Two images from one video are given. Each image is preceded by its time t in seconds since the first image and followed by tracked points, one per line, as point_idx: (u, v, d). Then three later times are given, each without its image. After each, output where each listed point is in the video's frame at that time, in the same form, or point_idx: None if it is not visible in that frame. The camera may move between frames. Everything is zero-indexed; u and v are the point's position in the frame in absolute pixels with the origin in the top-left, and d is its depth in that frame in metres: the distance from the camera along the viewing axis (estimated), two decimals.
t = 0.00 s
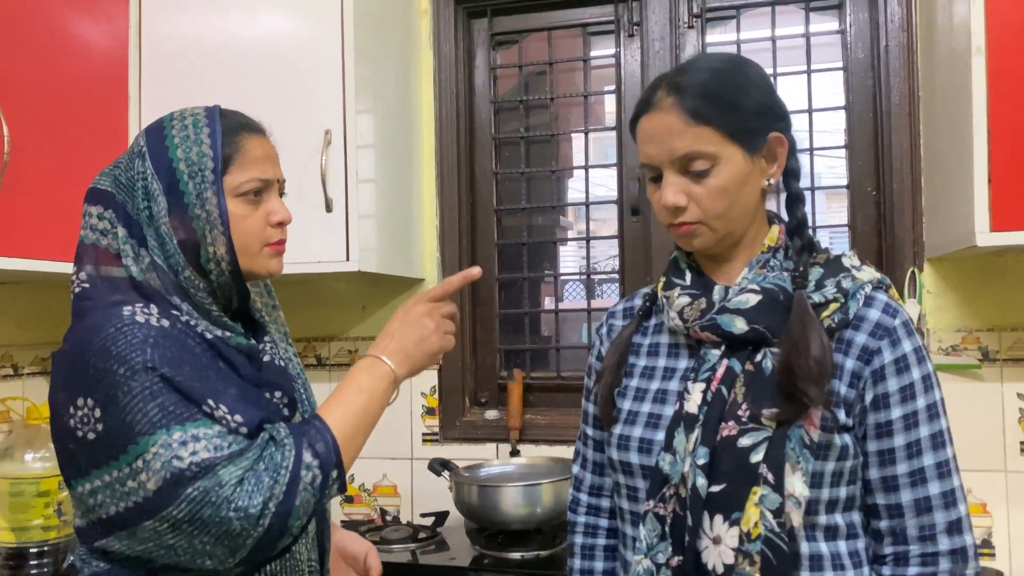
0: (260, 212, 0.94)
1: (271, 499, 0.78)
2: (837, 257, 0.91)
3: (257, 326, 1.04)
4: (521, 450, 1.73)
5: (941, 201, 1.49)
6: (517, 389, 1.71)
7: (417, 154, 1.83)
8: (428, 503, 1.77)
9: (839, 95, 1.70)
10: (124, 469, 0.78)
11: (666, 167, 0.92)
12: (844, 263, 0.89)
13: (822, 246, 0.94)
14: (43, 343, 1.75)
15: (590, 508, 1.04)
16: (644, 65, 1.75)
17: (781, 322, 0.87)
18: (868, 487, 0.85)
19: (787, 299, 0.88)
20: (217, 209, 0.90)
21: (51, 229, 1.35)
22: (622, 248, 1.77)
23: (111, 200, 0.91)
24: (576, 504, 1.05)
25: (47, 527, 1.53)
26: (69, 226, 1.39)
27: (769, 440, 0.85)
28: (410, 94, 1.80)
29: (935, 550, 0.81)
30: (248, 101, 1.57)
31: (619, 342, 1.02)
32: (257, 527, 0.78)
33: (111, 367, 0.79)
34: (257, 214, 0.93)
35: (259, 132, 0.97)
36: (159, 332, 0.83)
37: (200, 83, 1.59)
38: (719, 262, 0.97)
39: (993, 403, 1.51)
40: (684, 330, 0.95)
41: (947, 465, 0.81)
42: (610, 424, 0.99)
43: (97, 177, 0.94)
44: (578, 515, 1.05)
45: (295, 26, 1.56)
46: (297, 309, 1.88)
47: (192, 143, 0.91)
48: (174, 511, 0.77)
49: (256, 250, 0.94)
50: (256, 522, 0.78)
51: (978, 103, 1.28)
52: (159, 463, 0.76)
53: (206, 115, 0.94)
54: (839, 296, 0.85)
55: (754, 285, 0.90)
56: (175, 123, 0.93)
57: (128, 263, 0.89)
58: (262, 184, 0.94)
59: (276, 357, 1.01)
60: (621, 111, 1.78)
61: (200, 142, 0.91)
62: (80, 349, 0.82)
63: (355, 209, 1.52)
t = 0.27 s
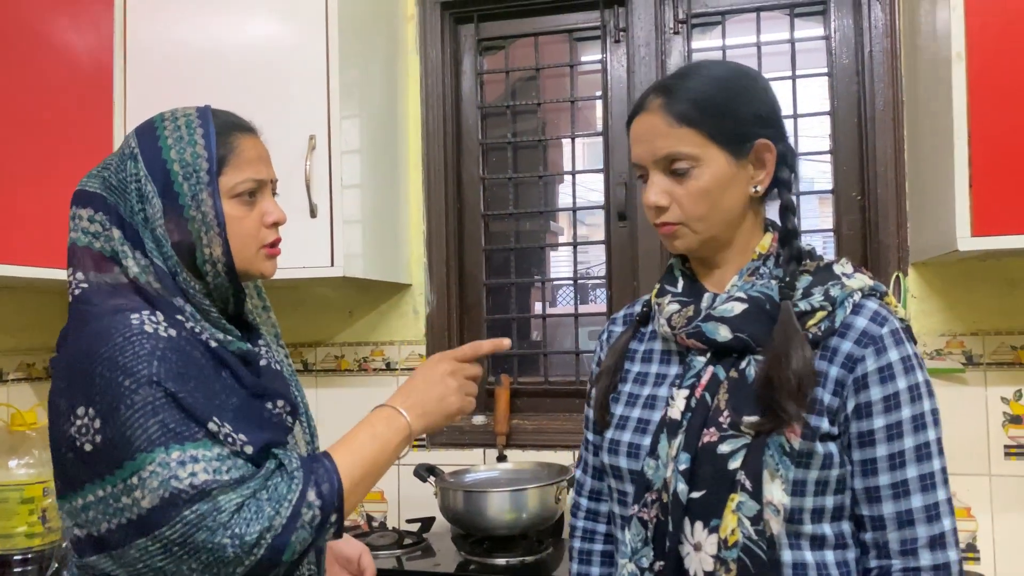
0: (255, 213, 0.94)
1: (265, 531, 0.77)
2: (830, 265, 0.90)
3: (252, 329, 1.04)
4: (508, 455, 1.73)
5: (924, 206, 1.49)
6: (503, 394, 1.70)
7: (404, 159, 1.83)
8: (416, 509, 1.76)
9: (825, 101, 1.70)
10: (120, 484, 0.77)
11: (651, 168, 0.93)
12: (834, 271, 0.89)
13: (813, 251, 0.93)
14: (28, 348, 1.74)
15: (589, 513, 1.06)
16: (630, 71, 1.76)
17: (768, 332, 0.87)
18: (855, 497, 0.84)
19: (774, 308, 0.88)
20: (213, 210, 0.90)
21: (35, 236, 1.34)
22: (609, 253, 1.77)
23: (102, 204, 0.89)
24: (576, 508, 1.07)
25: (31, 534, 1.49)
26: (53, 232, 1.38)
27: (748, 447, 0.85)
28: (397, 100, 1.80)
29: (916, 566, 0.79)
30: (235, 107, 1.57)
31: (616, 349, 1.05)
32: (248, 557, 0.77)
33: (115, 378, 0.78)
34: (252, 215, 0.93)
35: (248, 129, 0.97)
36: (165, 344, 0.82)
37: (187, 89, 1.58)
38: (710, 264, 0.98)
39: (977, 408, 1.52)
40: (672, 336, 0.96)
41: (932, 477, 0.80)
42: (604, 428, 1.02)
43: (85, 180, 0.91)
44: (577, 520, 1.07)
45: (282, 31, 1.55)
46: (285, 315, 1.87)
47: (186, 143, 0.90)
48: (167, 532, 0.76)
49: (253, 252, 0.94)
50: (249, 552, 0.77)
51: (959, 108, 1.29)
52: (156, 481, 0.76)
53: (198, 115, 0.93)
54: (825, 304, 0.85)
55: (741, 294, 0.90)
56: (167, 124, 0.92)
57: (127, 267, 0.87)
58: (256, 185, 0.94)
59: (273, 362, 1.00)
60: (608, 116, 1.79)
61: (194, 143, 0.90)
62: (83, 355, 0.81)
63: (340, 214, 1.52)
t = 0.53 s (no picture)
0: (272, 213, 0.95)
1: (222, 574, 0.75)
2: (831, 266, 0.90)
3: (257, 330, 1.06)
4: (503, 455, 1.73)
5: (918, 205, 1.50)
6: (499, 394, 1.70)
7: (398, 160, 1.83)
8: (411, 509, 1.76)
9: (818, 100, 1.71)
10: (101, 489, 0.76)
11: (645, 167, 0.94)
12: (834, 272, 0.88)
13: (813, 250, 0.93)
14: (23, 350, 1.73)
15: (591, 511, 1.07)
16: (625, 71, 1.76)
17: (764, 332, 0.87)
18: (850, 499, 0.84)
19: (770, 308, 0.88)
20: (230, 210, 0.90)
21: (29, 238, 1.33)
22: (604, 253, 1.77)
23: (117, 201, 0.89)
24: (579, 505, 1.09)
25: (26, 537, 1.48)
26: (47, 233, 1.37)
27: (739, 445, 0.85)
28: (391, 100, 1.80)
29: (909, 569, 0.79)
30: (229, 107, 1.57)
31: (619, 348, 1.07)
32: None
33: (130, 378, 0.77)
34: (269, 214, 0.94)
35: (265, 129, 0.97)
36: (186, 352, 0.81)
37: (182, 90, 1.58)
38: (710, 263, 0.99)
39: (970, 407, 1.53)
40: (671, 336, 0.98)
41: (927, 481, 0.79)
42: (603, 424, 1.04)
43: (99, 176, 0.91)
44: (580, 517, 1.08)
45: (278, 32, 1.55)
46: (279, 316, 1.87)
47: (204, 142, 0.90)
48: (132, 551, 0.74)
49: (269, 251, 0.95)
50: None
51: (952, 107, 1.29)
52: (136, 494, 0.74)
53: (215, 114, 0.93)
54: (823, 305, 0.84)
55: (738, 293, 0.91)
56: (185, 121, 0.91)
57: (143, 264, 0.87)
58: (273, 184, 0.95)
59: (277, 361, 1.02)
60: (602, 116, 1.79)
61: (212, 142, 0.90)
62: (96, 350, 0.79)
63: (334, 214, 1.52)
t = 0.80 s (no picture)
0: (276, 213, 0.95)
1: None
2: (834, 261, 0.89)
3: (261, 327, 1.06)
4: (506, 453, 1.73)
5: (920, 202, 1.50)
6: (502, 392, 1.70)
7: (399, 157, 1.83)
8: (413, 507, 1.77)
9: (821, 97, 1.70)
10: (78, 486, 0.78)
11: (653, 161, 0.94)
12: (838, 266, 0.88)
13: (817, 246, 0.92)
14: (25, 349, 1.74)
15: (599, 508, 1.07)
16: (626, 68, 1.76)
17: (765, 327, 0.88)
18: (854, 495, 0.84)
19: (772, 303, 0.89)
20: (237, 208, 0.91)
21: (29, 236, 1.33)
22: (606, 251, 1.77)
23: (123, 197, 0.88)
24: (587, 501, 1.08)
25: (29, 536, 1.49)
26: (49, 231, 1.37)
27: (738, 440, 0.86)
28: (392, 98, 1.80)
29: (911, 564, 0.78)
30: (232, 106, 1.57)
31: (625, 345, 1.07)
32: None
33: (124, 379, 0.78)
34: (274, 215, 0.95)
35: (273, 131, 0.98)
36: (185, 357, 0.82)
37: (184, 88, 1.58)
38: (714, 259, 0.98)
39: (973, 404, 1.53)
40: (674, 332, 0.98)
41: (930, 476, 0.78)
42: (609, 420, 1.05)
43: (105, 172, 0.90)
44: (588, 513, 1.08)
45: (280, 30, 1.55)
46: (281, 314, 1.87)
47: (213, 140, 0.90)
48: (90, 553, 0.76)
49: (272, 251, 0.95)
50: None
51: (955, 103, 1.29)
52: (105, 497, 0.76)
53: (225, 114, 0.93)
54: (825, 299, 0.84)
55: (740, 289, 0.91)
56: (194, 119, 0.92)
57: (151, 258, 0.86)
58: (279, 185, 0.95)
59: (283, 358, 1.01)
60: (603, 113, 1.78)
61: (221, 140, 0.91)
62: (96, 345, 0.81)
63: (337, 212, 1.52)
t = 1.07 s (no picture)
0: (265, 207, 0.94)
1: None
2: (840, 256, 0.89)
3: (255, 322, 1.04)
4: (511, 449, 1.73)
5: (927, 195, 1.49)
6: (506, 387, 1.71)
7: (404, 153, 1.83)
8: (419, 503, 1.77)
9: (827, 91, 1.70)
10: (83, 484, 0.79)
11: (663, 160, 0.94)
12: (844, 262, 0.87)
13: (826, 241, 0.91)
14: (32, 345, 1.74)
15: (613, 503, 1.07)
16: (631, 63, 1.75)
17: (767, 321, 0.87)
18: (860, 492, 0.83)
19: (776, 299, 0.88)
20: (224, 202, 0.90)
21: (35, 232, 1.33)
22: (611, 246, 1.77)
23: (114, 192, 0.89)
24: (602, 497, 1.08)
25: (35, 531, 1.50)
26: (54, 227, 1.37)
27: (739, 435, 0.86)
28: (397, 93, 1.80)
29: (911, 562, 0.77)
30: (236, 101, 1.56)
31: (635, 342, 1.07)
32: None
33: (117, 376, 0.79)
34: (263, 209, 0.94)
35: (262, 126, 0.98)
36: (175, 353, 0.83)
37: (188, 84, 1.58)
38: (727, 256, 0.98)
39: (980, 399, 1.52)
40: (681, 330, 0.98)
41: (931, 474, 0.77)
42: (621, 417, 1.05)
43: (96, 169, 0.91)
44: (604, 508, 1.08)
45: (283, 26, 1.55)
46: (286, 310, 1.87)
47: (201, 134, 0.90)
48: (103, 549, 0.77)
49: (261, 246, 0.94)
50: None
51: (963, 96, 1.28)
52: (115, 493, 0.77)
53: (214, 109, 0.93)
54: (828, 295, 0.84)
55: (745, 285, 0.91)
56: (183, 114, 0.92)
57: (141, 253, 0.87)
58: (267, 179, 0.94)
59: (277, 355, 1.01)
60: (609, 108, 1.78)
61: (209, 135, 0.90)
62: (88, 342, 0.82)
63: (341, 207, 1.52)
